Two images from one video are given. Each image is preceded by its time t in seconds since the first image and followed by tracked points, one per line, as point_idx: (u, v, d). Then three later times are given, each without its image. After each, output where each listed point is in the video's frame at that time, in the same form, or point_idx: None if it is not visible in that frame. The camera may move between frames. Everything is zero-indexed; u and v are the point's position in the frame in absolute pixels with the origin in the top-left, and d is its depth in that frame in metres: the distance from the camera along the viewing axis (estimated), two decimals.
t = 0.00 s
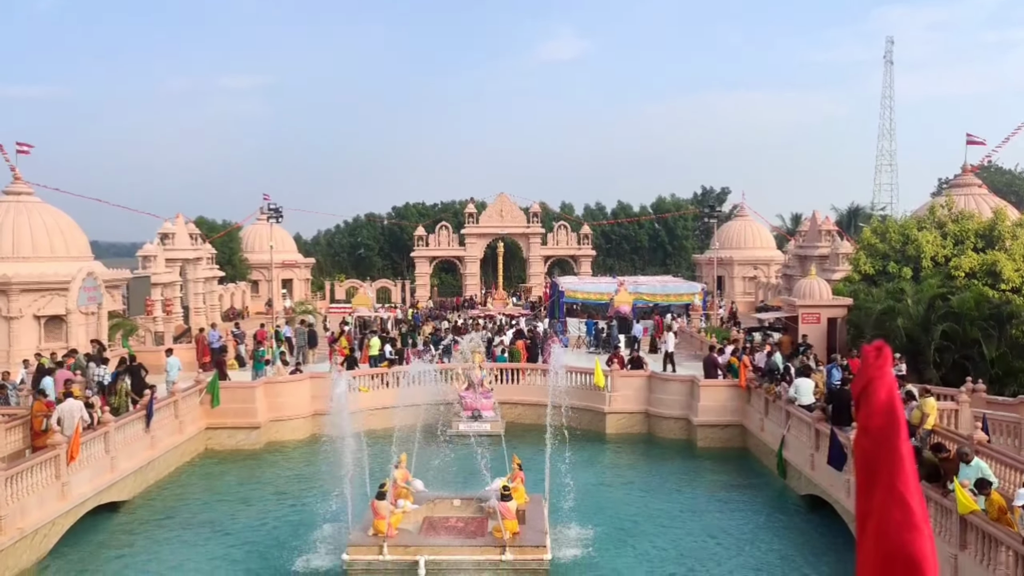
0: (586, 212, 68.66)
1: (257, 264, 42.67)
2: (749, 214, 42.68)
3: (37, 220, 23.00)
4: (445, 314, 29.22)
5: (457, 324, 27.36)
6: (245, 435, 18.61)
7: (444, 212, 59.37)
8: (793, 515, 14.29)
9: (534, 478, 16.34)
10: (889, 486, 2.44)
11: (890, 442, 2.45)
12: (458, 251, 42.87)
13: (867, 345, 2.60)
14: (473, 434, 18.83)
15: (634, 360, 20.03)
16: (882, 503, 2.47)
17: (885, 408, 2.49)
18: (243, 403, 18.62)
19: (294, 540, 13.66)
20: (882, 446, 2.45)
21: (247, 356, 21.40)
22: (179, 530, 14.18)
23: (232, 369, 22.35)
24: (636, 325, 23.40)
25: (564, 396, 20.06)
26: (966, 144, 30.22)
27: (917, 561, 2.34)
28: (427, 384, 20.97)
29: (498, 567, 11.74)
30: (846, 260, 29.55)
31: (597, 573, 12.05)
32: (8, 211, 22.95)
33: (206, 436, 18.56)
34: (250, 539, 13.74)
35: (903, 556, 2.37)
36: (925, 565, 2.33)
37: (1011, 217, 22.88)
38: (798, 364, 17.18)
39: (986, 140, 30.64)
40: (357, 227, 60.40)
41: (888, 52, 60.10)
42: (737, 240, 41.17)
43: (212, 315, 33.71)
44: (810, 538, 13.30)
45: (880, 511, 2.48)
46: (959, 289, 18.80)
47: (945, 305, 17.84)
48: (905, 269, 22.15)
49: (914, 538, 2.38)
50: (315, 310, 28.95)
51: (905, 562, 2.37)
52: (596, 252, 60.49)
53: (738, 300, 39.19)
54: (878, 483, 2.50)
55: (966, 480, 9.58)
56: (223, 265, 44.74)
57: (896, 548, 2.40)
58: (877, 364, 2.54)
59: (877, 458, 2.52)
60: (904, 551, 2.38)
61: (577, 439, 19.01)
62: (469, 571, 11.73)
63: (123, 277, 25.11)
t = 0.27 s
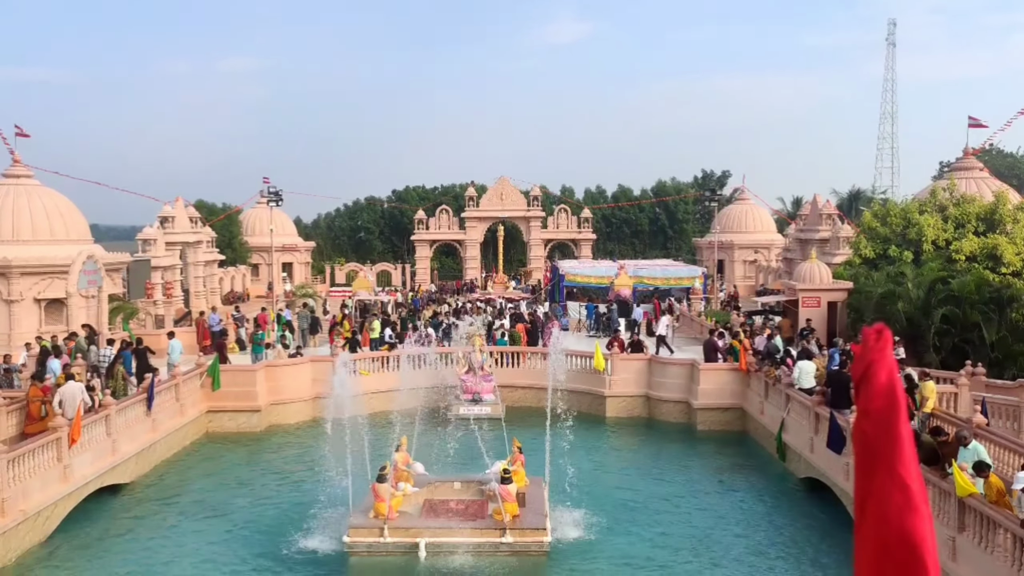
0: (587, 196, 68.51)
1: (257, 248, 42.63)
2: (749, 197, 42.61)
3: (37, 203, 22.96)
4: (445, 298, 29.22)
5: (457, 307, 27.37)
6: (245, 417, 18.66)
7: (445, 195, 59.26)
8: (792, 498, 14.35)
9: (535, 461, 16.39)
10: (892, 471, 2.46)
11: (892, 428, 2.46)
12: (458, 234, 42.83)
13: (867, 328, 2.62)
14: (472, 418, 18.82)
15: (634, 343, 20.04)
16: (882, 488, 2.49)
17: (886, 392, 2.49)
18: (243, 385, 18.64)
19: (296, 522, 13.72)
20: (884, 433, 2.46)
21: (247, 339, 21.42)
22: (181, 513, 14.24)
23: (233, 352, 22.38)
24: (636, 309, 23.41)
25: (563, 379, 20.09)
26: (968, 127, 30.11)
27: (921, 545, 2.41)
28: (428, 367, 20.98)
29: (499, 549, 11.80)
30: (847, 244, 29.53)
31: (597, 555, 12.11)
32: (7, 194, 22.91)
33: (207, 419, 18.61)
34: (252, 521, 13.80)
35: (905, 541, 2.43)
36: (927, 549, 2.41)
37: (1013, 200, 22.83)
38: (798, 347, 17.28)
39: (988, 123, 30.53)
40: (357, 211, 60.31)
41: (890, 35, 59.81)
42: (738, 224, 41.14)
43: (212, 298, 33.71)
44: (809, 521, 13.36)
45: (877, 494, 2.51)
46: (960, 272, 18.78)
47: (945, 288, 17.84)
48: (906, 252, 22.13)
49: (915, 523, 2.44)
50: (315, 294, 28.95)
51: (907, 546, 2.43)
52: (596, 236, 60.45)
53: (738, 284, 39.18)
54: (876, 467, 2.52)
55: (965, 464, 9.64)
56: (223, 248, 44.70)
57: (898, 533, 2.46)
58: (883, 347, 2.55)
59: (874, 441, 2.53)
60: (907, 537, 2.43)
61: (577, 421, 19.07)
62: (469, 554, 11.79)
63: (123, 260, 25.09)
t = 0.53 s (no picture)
0: (587, 178, 68.35)
1: (257, 230, 42.59)
2: (750, 180, 42.53)
3: (36, 185, 22.92)
4: (446, 280, 29.22)
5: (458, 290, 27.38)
6: (246, 399, 18.71)
7: (445, 178, 59.12)
8: (791, 480, 14.41)
9: (535, 444, 16.44)
10: (889, 454, 2.52)
11: (891, 411, 2.54)
12: (458, 217, 42.77)
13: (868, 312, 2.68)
14: (473, 400, 19.08)
15: (634, 325, 20.07)
16: (880, 470, 2.55)
17: (886, 376, 2.56)
18: (244, 368, 18.68)
19: (296, 504, 13.78)
20: (883, 415, 2.53)
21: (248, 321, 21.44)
22: (183, 494, 14.31)
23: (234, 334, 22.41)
24: (636, 291, 23.41)
25: (564, 361, 20.13)
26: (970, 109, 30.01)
27: (918, 527, 2.48)
28: (428, 349, 21.02)
29: (499, 531, 11.87)
30: (848, 226, 29.50)
31: (596, 537, 12.18)
32: (6, 176, 22.85)
33: (208, 401, 18.65)
34: (253, 503, 13.87)
35: (901, 521, 2.50)
36: (923, 530, 2.48)
37: (1014, 183, 22.79)
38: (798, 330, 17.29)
39: (990, 105, 30.41)
40: (357, 193, 60.21)
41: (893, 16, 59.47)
42: (738, 207, 41.08)
43: (212, 281, 33.71)
44: (808, 502, 13.41)
45: (875, 476, 2.57)
46: (961, 255, 18.78)
47: (946, 271, 17.83)
48: (906, 235, 22.12)
49: (912, 505, 2.50)
50: (315, 276, 28.95)
51: (903, 527, 2.50)
52: (596, 219, 60.37)
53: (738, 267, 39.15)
54: (874, 448, 2.58)
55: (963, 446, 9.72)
56: (223, 230, 44.63)
57: (894, 514, 2.52)
58: (885, 330, 2.62)
59: (873, 424, 2.60)
60: (903, 518, 2.50)
61: (577, 404, 19.12)
62: (469, 536, 11.85)
63: (123, 243, 25.06)
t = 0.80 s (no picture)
0: (587, 161, 68.13)
1: (257, 213, 42.51)
2: (751, 162, 42.40)
3: (35, 167, 22.86)
4: (445, 263, 29.19)
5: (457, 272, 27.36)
6: (246, 381, 18.75)
7: (444, 160, 58.94)
8: (790, 461, 14.48)
9: (534, 426, 16.49)
10: (887, 438, 2.70)
11: (889, 392, 2.72)
12: (458, 199, 42.68)
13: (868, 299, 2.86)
14: (473, 382, 19.09)
15: (633, 308, 20.09)
16: (877, 452, 2.73)
17: (884, 358, 2.75)
18: (244, 350, 18.72)
19: (297, 486, 13.85)
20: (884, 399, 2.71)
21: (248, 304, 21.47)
22: (185, 475, 14.38)
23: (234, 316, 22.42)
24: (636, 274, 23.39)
25: (563, 344, 20.16)
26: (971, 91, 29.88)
27: (913, 505, 2.68)
28: (427, 332, 21.03)
29: (499, 512, 11.93)
30: (848, 209, 29.45)
31: (596, 518, 12.26)
32: (5, 157, 22.79)
33: (208, 383, 18.69)
34: (254, 484, 13.94)
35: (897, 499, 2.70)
36: (917, 508, 2.68)
37: (1015, 165, 22.73)
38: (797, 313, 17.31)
39: (992, 87, 30.28)
40: (357, 176, 60.04)
41: None
42: (739, 190, 40.99)
43: (212, 263, 33.67)
44: (807, 484, 13.49)
45: (873, 457, 2.75)
46: (961, 238, 18.75)
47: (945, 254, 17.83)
48: (907, 218, 22.09)
49: (907, 486, 2.69)
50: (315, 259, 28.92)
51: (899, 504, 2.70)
52: (596, 201, 60.25)
53: (738, 250, 39.11)
54: (872, 431, 2.76)
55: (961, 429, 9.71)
56: (223, 213, 44.54)
57: (890, 493, 2.71)
58: (884, 317, 2.80)
59: (870, 404, 2.79)
60: (898, 498, 2.70)
61: (577, 386, 19.16)
62: (469, 517, 11.92)
63: (123, 225, 25.02)
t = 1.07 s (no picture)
0: (587, 143, 67.94)
1: (256, 195, 42.43)
2: (751, 145, 42.29)
3: (33, 149, 22.79)
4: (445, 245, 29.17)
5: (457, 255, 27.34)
6: (246, 364, 18.78)
7: (444, 143, 58.78)
8: (789, 444, 14.52)
9: (534, 408, 16.53)
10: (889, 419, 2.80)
11: (889, 375, 2.81)
12: (458, 182, 42.59)
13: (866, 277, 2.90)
14: (473, 364, 19.14)
15: (633, 291, 20.09)
16: (879, 433, 2.83)
17: (883, 340, 2.82)
18: (244, 332, 18.73)
19: (297, 468, 13.90)
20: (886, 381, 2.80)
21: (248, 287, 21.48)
22: (185, 457, 14.42)
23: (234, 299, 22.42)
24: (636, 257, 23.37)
25: (563, 326, 20.18)
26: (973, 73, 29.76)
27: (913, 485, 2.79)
28: (427, 315, 21.05)
29: (498, 494, 11.98)
30: (848, 192, 29.40)
31: (595, 500, 12.31)
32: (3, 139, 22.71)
33: (209, 365, 18.72)
34: (255, 466, 13.98)
35: (897, 480, 2.81)
36: (917, 487, 2.80)
37: (1016, 148, 22.67)
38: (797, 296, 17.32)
39: (994, 69, 30.15)
40: (357, 158, 59.90)
41: None
42: (739, 172, 40.91)
43: (211, 246, 33.63)
44: (805, 466, 13.54)
45: (874, 438, 2.84)
46: (962, 221, 18.72)
47: (945, 237, 17.82)
48: (907, 201, 22.05)
49: (907, 467, 2.80)
50: (315, 241, 28.88)
51: (898, 484, 2.81)
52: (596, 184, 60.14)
53: (738, 233, 39.08)
54: (872, 413, 2.85)
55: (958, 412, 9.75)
56: (222, 195, 44.45)
57: (891, 474, 2.81)
58: (883, 297, 2.87)
59: (869, 386, 2.87)
60: (900, 479, 2.80)
61: (577, 369, 19.19)
62: (468, 499, 11.97)
63: (122, 207, 24.98)
